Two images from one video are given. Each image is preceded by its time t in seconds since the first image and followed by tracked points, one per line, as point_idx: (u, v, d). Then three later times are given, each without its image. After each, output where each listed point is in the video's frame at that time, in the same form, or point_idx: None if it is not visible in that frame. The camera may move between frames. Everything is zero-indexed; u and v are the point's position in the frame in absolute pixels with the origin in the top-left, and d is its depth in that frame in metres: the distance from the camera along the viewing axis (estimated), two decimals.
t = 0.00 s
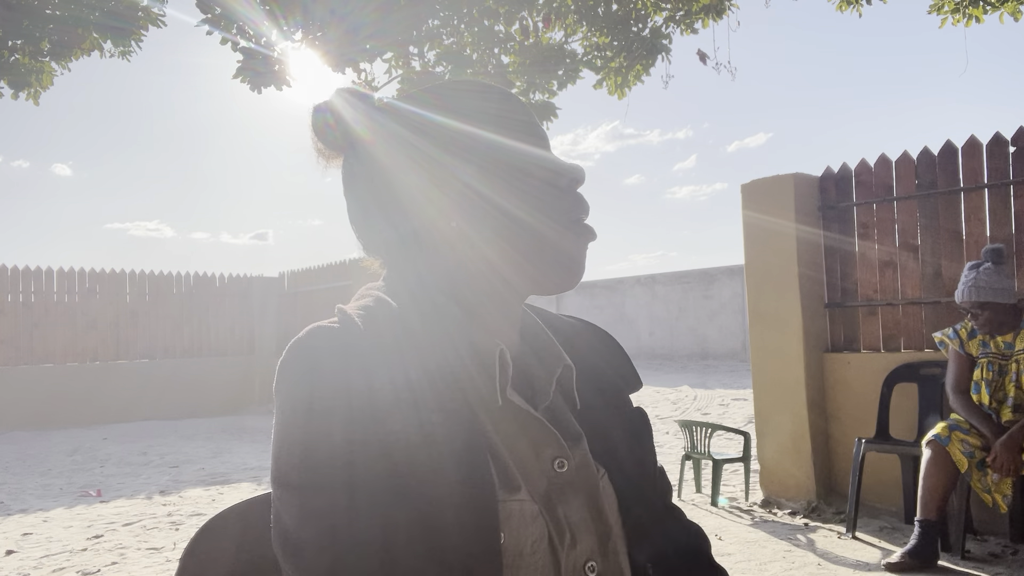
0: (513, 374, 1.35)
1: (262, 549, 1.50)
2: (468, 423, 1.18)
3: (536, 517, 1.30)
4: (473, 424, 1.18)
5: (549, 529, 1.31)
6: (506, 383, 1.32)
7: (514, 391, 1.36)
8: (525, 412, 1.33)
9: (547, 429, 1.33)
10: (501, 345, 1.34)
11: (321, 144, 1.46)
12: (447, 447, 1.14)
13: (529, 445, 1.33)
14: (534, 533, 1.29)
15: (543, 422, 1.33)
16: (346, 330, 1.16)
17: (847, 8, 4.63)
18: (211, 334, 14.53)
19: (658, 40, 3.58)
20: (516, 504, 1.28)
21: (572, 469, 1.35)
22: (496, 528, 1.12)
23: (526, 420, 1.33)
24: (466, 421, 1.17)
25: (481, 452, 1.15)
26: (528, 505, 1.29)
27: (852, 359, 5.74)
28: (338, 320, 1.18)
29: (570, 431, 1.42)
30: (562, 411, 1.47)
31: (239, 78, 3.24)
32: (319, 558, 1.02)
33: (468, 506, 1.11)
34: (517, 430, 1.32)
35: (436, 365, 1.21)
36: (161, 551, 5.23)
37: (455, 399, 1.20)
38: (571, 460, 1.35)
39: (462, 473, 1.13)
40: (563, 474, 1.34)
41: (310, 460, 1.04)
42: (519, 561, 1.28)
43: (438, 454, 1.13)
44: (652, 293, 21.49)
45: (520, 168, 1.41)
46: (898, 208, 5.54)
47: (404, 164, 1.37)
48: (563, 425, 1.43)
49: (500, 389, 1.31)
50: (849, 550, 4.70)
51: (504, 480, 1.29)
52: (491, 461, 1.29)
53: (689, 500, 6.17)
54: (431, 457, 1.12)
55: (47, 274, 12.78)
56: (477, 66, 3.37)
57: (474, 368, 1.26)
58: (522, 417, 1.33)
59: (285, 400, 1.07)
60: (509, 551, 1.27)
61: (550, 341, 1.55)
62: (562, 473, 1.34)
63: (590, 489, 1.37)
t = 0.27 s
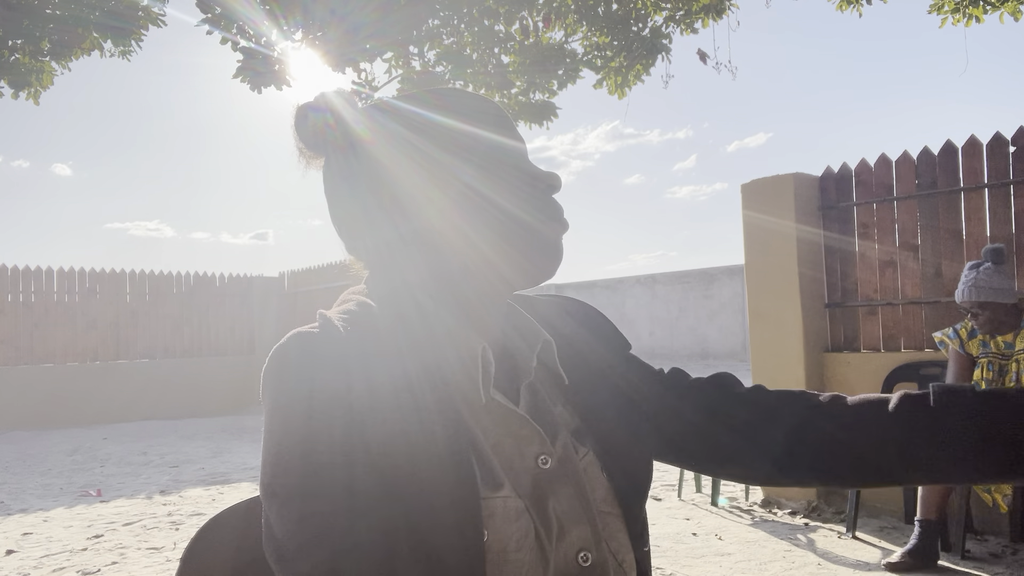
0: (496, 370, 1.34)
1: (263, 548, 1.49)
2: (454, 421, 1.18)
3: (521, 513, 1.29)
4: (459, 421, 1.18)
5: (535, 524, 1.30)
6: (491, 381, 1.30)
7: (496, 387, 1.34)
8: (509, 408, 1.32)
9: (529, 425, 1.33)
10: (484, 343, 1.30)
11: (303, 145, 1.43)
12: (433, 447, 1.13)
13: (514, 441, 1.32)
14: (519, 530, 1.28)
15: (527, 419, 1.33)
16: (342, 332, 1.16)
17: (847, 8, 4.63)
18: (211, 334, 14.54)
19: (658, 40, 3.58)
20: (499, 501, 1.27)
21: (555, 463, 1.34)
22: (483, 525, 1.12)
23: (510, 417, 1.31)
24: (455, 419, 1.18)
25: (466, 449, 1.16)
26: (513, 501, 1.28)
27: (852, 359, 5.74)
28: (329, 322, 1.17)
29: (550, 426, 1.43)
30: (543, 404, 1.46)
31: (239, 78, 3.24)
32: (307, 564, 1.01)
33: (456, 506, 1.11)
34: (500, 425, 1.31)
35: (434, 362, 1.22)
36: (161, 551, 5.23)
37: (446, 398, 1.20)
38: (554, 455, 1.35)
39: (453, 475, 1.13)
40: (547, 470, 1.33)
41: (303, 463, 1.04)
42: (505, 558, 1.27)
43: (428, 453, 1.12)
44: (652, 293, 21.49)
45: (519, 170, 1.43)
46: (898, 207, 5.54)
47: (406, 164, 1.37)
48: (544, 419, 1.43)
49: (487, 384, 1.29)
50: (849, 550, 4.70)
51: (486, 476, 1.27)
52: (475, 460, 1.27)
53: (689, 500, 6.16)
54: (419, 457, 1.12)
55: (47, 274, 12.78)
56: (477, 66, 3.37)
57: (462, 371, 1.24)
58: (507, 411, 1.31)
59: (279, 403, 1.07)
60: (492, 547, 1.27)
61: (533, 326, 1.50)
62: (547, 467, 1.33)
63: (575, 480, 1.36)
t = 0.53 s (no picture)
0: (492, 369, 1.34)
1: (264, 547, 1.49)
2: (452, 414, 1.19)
3: (523, 507, 1.28)
4: (461, 417, 1.19)
5: (538, 518, 1.31)
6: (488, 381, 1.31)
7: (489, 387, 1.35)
8: (503, 407, 1.33)
9: (524, 422, 1.35)
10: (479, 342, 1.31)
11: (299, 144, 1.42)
12: (433, 442, 1.13)
13: (510, 438, 1.33)
14: (524, 522, 1.28)
15: (522, 415, 1.34)
16: (340, 333, 1.15)
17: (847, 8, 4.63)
18: (211, 334, 14.53)
19: (658, 40, 3.58)
20: (502, 496, 1.27)
21: (550, 457, 1.36)
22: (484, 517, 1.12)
23: (505, 413, 1.33)
24: (455, 417, 1.18)
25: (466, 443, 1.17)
26: (515, 496, 1.28)
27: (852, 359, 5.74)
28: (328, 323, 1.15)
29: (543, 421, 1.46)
30: (535, 403, 1.49)
31: (239, 78, 3.24)
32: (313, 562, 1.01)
33: (461, 499, 1.11)
34: (496, 424, 1.32)
35: (434, 360, 1.22)
36: (161, 551, 5.23)
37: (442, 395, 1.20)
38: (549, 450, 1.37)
39: (455, 471, 1.13)
40: (545, 464, 1.35)
41: (304, 459, 1.04)
42: (508, 552, 1.27)
43: (430, 448, 1.13)
44: (652, 293, 21.48)
45: (515, 171, 1.45)
46: (898, 208, 5.52)
47: (406, 164, 1.37)
48: (538, 416, 1.46)
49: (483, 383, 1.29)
50: (849, 550, 4.70)
51: (489, 473, 1.27)
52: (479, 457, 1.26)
53: (690, 500, 6.16)
54: (419, 452, 1.11)
55: (47, 274, 12.78)
56: (477, 65, 3.38)
57: (461, 370, 1.24)
58: (500, 411, 1.33)
59: (281, 404, 1.07)
60: (498, 542, 1.26)
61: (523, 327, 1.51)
62: (544, 462, 1.35)
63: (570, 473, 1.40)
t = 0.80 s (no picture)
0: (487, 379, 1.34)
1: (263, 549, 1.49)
2: (451, 417, 1.18)
3: (519, 512, 1.27)
4: (459, 421, 1.19)
5: (533, 524, 1.30)
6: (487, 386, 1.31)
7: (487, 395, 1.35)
8: (504, 414, 1.34)
9: (525, 428, 1.34)
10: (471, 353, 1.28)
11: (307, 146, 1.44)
12: (428, 446, 1.12)
13: (510, 444, 1.33)
14: (517, 528, 1.27)
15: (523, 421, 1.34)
16: (335, 335, 1.14)
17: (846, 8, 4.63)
18: (211, 334, 14.54)
19: (658, 40, 3.58)
20: (497, 503, 1.25)
21: (551, 464, 1.36)
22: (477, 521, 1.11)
23: (505, 419, 1.33)
24: (453, 418, 1.18)
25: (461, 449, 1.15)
26: (512, 501, 1.27)
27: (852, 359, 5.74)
28: (326, 326, 1.16)
29: (545, 428, 1.45)
30: (536, 411, 1.48)
31: (239, 78, 3.24)
32: (301, 563, 1.02)
33: (453, 504, 1.10)
34: (496, 431, 1.32)
35: (434, 362, 1.22)
36: (161, 551, 5.23)
37: (440, 399, 1.19)
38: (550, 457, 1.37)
39: (449, 477, 1.12)
40: (544, 471, 1.34)
41: (295, 459, 1.04)
42: (503, 558, 1.25)
43: (426, 452, 1.12)
44: (652, 293, 21.49)
45: (519, 169, 1.42)
46: (898, 207, 5.53)
47: (406, 167, 1.37)
48: (539, 423, 1.46)
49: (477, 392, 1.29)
50: (849, 550, 4.70)
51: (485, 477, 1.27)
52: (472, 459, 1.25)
53: (689, 500, 6.16)
54: (414, 455, 1.11)
55: (47, 274, 12.78)
56: (477, 65, 3.38)
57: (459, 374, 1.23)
58: (500, 419, 1.33)
59: (274, 404, 1.05)
60: (491, 547, 1.25)
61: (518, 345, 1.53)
62: (542, 469, 1.34)
63: (571, 481, 1.39)
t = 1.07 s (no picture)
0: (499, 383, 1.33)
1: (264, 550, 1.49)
2: (455, 420, 1.18)
3: (531, 518, 1.28)
4: (465, 424, 1.19)
5: (543, 530, 1.30)
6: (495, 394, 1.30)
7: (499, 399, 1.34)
8: (516, 418, 1.33)
9: (538, 432, 1.34)
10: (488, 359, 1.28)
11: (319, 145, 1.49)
12: (437, 451, 1.13)
13: (520, 446, 1.33)
14: (530, 535, 1.27)
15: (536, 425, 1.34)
16: (341, 333, 1.15)
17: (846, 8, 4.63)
18: (211, 334, 14.54)
19: (658, 40, 3.57)
20: (511, 506, 1.26)
21: (563, 468, 1.35)
22: (493, 526, 1.12)
23: (517, 423, 1.32)
24: (455, 418, 1.19)
25: (473, 455, 1.16)
26: (525, 506, 1.27)
27: (852, 360, 5.74)
28: (331, 323, 1.17)
29: (558, 432, 1.43)
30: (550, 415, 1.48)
31: (239, 78, 3.24)
32: (311, 563, 1.02)
33: (465, 507, 1.12)
34: (506, 433, 1.32)
35: (437, 363, 1.22)
36: (161, 551, 5.23)
37: (446, 401, 1.20)
38: (562, 461, 1.36)
39: (460, 482, 1.13)
40: (555, 475, 1.34)
41: (304, 459, 1.04)
42: (516, 562, 1.25)
43: (434, 455, 1.13)
44: (652, 293, 21.48)
45: (518, 168, 1.40)
46: (898, 208, 5.54)
47: (405, 167, 1.39)
48: (552, 426, 1.45)
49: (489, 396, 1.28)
50: (849, 550, 4.70)
51: (498, 482, 1.26)
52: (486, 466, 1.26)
53: (690, 500, 6.16)
54: (424, 458, 1.12)
55: (47, 274, 12.78)
56: (477, 65, 3.38)
57: (462, 376, 1.23)
58: (512, 423, 1.32)
59: (283, 403, 1.05)
60: (505, 553, 1.24)
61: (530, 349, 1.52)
62: (553, 473, 1.34)
63: (582, 486, 1.38)
